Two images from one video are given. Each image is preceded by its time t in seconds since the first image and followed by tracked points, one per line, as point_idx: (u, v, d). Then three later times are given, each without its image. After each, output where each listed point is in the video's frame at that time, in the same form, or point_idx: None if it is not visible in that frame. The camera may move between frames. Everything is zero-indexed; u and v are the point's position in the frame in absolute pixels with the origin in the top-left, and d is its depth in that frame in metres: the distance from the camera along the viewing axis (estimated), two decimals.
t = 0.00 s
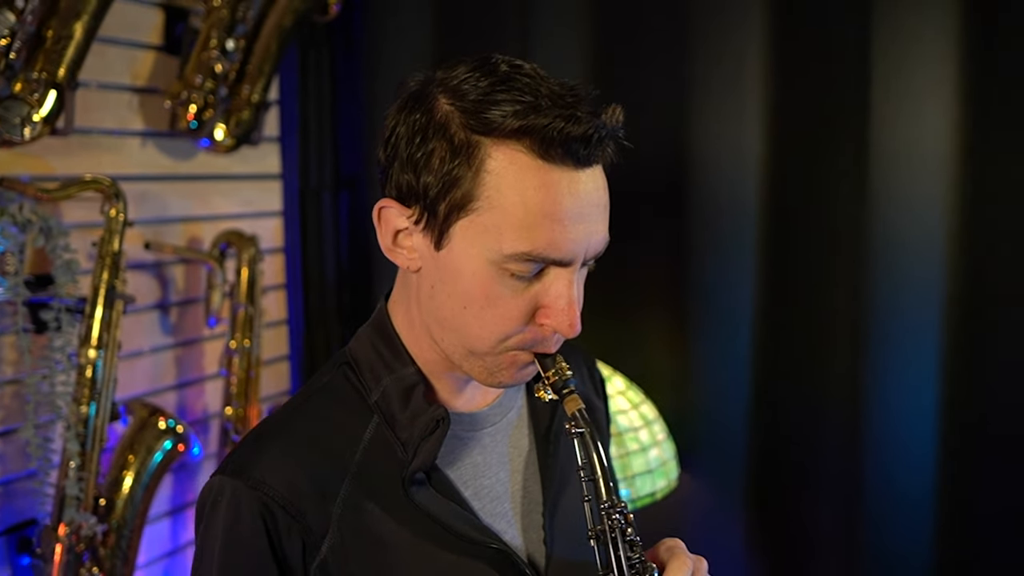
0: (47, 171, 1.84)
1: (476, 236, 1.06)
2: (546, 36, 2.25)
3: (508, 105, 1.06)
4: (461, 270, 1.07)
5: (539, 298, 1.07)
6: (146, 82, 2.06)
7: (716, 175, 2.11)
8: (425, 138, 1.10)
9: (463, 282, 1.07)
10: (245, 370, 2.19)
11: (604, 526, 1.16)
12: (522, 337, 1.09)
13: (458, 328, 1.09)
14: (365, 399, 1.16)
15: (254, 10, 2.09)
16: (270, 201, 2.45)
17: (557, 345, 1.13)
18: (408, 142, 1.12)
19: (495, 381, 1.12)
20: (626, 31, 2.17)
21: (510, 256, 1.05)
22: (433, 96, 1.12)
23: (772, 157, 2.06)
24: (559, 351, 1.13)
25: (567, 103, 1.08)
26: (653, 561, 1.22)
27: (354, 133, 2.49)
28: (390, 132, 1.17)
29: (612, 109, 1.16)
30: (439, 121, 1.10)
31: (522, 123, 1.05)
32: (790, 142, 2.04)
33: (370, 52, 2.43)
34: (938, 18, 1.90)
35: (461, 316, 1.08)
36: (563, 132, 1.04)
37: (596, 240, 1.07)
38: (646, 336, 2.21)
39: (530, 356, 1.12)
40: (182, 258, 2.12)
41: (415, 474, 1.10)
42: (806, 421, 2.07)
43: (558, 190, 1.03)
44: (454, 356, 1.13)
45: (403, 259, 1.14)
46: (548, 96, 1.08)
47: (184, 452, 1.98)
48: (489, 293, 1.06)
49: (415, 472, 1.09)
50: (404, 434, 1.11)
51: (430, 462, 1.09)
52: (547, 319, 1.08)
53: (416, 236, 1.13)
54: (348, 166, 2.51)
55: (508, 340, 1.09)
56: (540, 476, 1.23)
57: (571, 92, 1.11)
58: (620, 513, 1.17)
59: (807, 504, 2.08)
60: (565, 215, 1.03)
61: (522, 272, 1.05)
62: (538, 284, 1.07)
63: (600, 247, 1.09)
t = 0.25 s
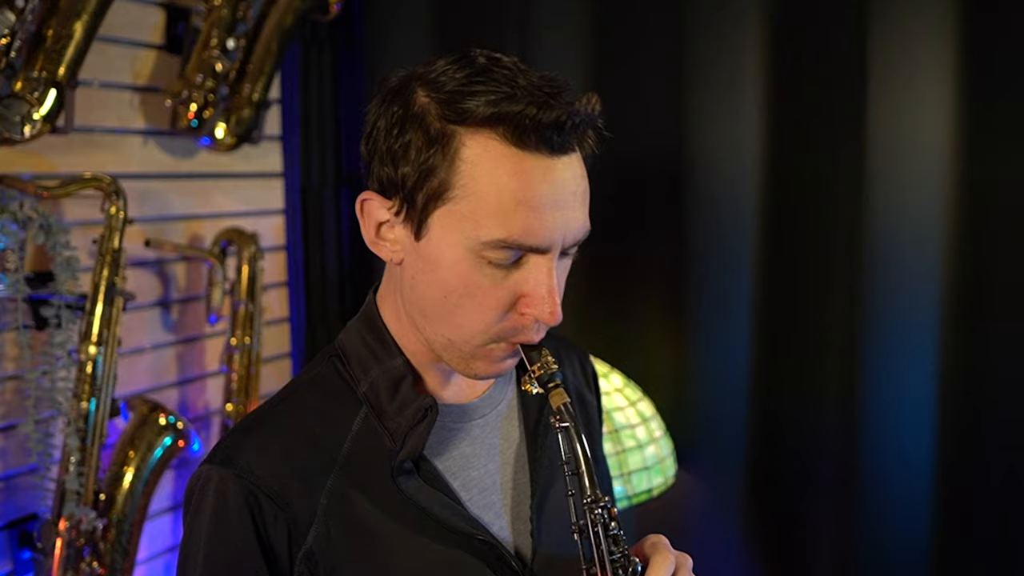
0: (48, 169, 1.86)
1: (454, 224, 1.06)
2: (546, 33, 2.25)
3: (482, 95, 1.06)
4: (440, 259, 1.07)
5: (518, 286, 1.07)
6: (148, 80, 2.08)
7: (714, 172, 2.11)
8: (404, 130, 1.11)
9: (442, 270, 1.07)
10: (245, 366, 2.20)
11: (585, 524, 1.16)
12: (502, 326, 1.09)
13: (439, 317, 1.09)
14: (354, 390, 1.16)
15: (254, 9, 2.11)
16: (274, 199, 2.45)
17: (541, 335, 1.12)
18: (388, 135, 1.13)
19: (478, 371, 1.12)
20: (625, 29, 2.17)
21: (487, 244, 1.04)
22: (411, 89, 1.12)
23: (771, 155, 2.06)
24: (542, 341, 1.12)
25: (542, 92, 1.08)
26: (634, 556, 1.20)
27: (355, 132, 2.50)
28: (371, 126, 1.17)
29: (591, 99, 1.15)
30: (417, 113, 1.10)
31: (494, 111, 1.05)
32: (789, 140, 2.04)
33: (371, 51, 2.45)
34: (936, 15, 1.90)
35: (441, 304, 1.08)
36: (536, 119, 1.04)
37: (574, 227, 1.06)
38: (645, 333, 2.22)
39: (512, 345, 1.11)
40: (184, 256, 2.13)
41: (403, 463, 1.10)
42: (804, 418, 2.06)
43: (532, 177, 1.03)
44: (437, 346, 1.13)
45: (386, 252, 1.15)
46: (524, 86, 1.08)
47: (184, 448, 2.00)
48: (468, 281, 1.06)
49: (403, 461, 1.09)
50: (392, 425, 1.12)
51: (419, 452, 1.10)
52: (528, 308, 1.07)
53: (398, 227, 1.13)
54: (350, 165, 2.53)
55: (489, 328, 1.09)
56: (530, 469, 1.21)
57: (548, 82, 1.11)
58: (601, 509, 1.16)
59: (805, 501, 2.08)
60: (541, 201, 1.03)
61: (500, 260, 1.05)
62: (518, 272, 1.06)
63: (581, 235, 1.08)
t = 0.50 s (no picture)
0: (54, 166, 1.88)
1: (433, 215, 1.06)
2: (550, 31, 2.25)
3: (456, 86, 1.06)
4: (420, 250, 1.07)
5: (499, 276, 1.06)
6: (154, 79, 2.10)
7: (718, 168, 2.11)
8: (382, 123, 1.11)
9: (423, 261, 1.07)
10: (250, 363, 2.21)
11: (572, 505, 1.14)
12: (485, 316, 1.08)
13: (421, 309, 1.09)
14: (345, 379, 1.16)
15: (259, 9, 2.11)
16: (279, 197, 2.47)
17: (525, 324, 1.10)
18: (367, 129, 1.13)
19: (463, 362, 1.11)
20: (628, 26, 2.17)
21: (465, 233, 1.04)
22: (389, 83, 1.12)
23: (774, 153, 2.06)
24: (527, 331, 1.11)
25: (518, 81, 1.08)
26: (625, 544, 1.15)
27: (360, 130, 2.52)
28: (352, 122, 1.18)
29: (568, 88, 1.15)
30: (394, 107, 1.11)
31: (467, 100, 1.05)
32: (792, 137, 2.03)
33: (376, 49, 2.46)
34: (939, 13, 1.89)
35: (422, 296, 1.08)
36: (508, 108, 1.04)
37: (553, 215, 1.05)
38: (648, 330, 2.22)
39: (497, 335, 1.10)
40: (189, 253, 2.15)
41: (394, 449, 1.09)
42: (807, 415, 2.06)
43: (507, 166, 1.03)
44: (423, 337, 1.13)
45: (372, 245, 1.15)
46: (499, 76, 1.08)
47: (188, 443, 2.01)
48: (448, 271, 1.06)
49: (394, 447, 1.09)
50: (383, 412, 1.11)
51: (409, 438, 1.09)
52: (511, 298, 1.07)
53: (381, 221, 1.13)
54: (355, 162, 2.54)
55: (472, 319, 1.08)
56: (523, 458, 1.21)
57: (525, 71, 1.11)
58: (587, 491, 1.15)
59: (809, 498, 2.07)
60: (516, 189, 1.02)
61: (479, 249, 1.05)
62: (498, 262, 1.06)
63: (561, 223, 1.07)
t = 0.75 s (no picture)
0: (66, 164, 1.90)
1: (421, 203, 1.05)
2: (557, 29, 2.25)
3: (442, 75, 1.07)
4: (409, 238, 1.07)
5: (488, 262, 1.05)
6: (165, 78, 2.12)
7: (724, 166, 2.11)
8: (372, 116, 1.12)
9: (412, 249, 1.07)
10: (258, 358, 2.23)
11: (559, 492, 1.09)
12: (475, 303, 1.07)
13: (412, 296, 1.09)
14: (344, 368, 1.19)
15: (268, 8, 2.13)
16: (289, 195, 2.49)
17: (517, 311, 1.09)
18: (358, 122, 1.14)
19: (455, 350, 1.10)
20: (635, 24, 2.17)
21: (452, 220, 1.04)
22: (379, 76, 1.13)
23: (780, 151, 2.06)
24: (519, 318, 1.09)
25: (503, 70, 1.08)
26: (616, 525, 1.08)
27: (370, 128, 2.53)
28: (345, 116, 1.18)
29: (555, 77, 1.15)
30: (383, 99, 1.11)
31: (451, 89, 1.05)
32: (798, 136, 2.03)
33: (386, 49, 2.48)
34: (946, 13, 1.89)
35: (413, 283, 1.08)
36: (492, 95, 1.04)
37: (540, 201, 1.05)
38: (655, 328, 2.22)
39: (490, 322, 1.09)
40: (200, 250, 2.17)
41: (390, 436, 1.11)
42: (813, 413, 2.06)
43: (492, 152, 1.03)
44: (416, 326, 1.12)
45: (365, 237, 1.15)
46: (485, 66, 1.08)
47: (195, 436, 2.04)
48: (437, 258, 1.05)
49: (390, 433, 1.11)
50: (379, 399, 1.14)
51: (404, 424, 1.11)
52: (500, 284, 1.05)
53: (374, 211, 1.13)
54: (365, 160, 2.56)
55: (463, 306, 1.07)
56: (519, 448, 1.23)
57: (511, 62, 1.11)
58: (576, 477, 1.09)
59: (814, 496, 2.07)
60: (501, 175, 1.02)
61: (467, 235, 1.04)
62: (487, 248, 1.05)
63: (550, 210, 1.07)
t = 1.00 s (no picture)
0: (84, 162, 1.94)
1: (420, 193, 1.08)
2: (568, 27, 2.26)
3: (442, 70, 1.09)
4: (408, 227, 1.09)
5: (484, 251, 1.07)
6: (181, 78, 2.16)
7: (733, 164, 2.12)
8: (373, 108, 1.15)
9: (411, 238, 1.09)
10: (272, 353, 2.26)
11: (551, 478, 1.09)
12: (472, 292, 1.09)
13: (411, 285, 1.11)
14: (348, 357, 1.22)
15: (283, 9, 2.16)
16: (304, 193, 2.53)
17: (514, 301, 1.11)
18: (360, 114, 1.16)
19: (453, 338, 1.12)
20: (646, 24, 2.18)
21: (449, 209, 1.06)
22: (382, 71, 1.16)
23: (789, 150, 2.07)
24: (516, 308, 1.12)
25: (501, 65, 1.11)
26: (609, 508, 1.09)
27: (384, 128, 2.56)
28: (348, 110, 1.21)
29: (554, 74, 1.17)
30: (384, 91, 1.14)
31: (448, 81, 1.08)
32: (806, 135, 2.05)
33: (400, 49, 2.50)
34: (956, 14, 1.91)
35: (411, 272, 1.10)
36: (488, 88, 1.07)
37: (535, 193, 1.07)
38: (664, 326, 2.22)
39: (487, 312, 1.11)
40: (216, 247, 2.21)
41: (392, 422, 1.14)
42: (820, 410, 2.06)
43: (487, 143, 1.05)
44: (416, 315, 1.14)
45: (367, 228, 1.18)
46: (484, 62, 1.11)
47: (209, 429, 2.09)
48: (435, 247, 1.08)
49: (391, 420, 1.14)
50: (381, 386, 1.17)
51: (405, 411, 1.14)
52: (496, 274, 1.08)
53: (375, 203, 1.16)
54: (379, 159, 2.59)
55: (461, 294, 1.09)
56: (520, 437, 1.24)
57: (509, 58, 1.14)
58: (569, 464, 1.09)
59: (822, 493, 2.08)
60: (497, 165, 1.04)
61: (464, 225, 1.06)
62: (484, 238, 1.07)
63: (546, 201, 1.09)
